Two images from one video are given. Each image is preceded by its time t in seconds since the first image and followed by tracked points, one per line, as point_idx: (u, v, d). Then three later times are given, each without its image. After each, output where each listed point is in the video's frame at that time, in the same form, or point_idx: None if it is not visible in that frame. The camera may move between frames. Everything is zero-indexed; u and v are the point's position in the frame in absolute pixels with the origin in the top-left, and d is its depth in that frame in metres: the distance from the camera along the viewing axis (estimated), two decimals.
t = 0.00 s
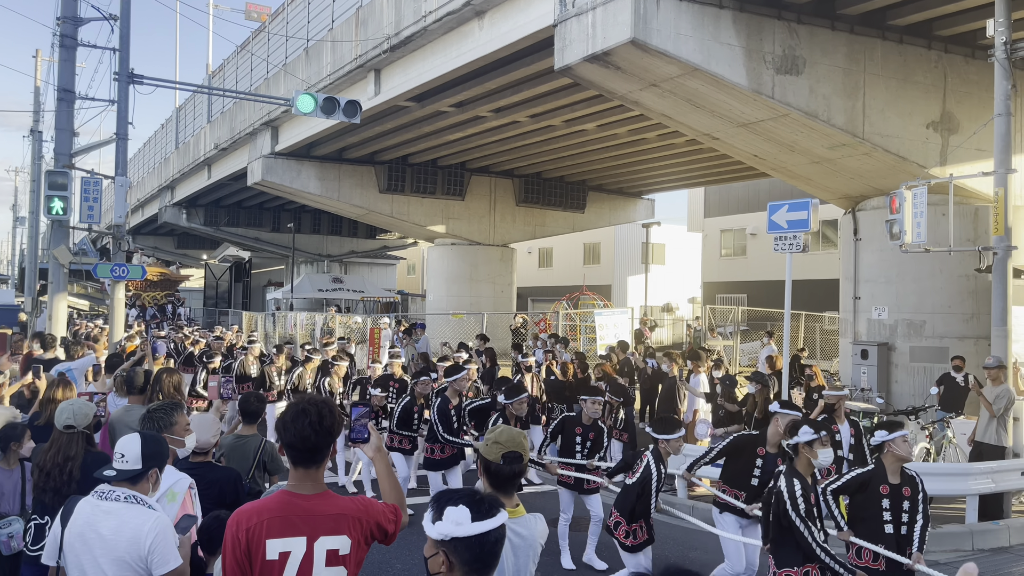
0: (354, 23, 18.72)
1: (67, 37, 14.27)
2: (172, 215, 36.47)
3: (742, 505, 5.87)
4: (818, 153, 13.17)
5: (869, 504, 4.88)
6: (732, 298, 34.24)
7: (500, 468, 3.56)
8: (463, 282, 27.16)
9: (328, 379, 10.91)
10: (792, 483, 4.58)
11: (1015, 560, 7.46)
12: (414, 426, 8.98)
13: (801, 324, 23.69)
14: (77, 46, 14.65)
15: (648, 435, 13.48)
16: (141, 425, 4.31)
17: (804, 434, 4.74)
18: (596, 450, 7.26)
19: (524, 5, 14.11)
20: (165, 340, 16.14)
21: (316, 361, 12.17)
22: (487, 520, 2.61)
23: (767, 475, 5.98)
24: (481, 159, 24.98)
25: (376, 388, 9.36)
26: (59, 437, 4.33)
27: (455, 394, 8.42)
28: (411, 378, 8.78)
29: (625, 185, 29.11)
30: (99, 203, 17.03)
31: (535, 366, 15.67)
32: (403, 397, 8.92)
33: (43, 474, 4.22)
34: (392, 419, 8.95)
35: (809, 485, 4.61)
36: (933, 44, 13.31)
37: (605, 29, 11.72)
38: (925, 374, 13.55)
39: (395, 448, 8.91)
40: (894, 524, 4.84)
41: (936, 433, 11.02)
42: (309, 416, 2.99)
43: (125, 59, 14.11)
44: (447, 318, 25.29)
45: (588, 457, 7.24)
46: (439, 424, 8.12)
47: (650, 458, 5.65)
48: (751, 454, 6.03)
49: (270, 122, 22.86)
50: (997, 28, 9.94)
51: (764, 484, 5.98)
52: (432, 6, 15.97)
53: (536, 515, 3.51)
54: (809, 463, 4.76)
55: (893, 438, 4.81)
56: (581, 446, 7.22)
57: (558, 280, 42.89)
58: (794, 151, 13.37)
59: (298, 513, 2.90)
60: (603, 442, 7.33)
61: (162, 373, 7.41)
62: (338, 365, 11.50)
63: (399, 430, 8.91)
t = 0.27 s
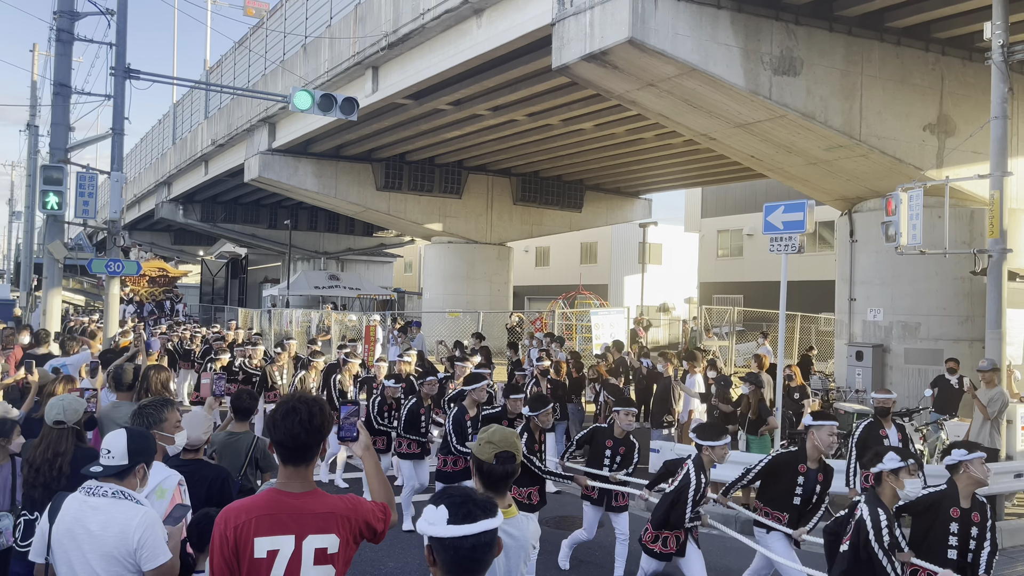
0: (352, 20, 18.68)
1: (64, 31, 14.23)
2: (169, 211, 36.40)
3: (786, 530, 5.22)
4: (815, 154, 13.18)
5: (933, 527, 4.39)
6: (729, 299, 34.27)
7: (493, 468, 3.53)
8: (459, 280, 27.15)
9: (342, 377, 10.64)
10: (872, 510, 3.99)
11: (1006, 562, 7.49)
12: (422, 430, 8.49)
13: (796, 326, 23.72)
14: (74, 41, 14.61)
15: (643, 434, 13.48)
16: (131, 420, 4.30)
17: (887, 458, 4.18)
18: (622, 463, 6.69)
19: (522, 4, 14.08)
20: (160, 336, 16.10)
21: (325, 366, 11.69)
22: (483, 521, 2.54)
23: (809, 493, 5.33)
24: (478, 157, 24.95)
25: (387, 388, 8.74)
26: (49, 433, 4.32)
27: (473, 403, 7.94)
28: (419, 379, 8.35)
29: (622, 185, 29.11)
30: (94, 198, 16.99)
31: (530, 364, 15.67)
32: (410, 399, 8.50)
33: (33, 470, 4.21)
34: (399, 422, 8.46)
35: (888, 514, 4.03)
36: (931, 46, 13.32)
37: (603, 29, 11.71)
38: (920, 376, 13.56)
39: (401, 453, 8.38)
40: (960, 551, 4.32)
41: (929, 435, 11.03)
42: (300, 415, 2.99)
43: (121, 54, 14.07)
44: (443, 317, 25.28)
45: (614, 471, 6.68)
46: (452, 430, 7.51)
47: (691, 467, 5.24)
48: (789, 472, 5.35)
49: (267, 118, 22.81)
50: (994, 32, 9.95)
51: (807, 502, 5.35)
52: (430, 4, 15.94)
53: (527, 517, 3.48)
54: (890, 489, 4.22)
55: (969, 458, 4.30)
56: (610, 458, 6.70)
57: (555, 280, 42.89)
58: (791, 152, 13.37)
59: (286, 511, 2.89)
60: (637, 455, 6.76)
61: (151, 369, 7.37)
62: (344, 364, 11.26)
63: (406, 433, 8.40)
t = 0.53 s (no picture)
0: (352, 17, 18.68)
1: (63, 25, 14.23)
2: (169, 205, 36.40)
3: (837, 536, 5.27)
4: (813, 156, 13.18)
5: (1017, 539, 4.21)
6: (727, 299, 34.26)
7: (477, 467, 3.54)
8: (458, 277, 27.16)
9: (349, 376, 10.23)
10: (959, 515, 3.99)
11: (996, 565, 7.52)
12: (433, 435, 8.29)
13: (794, 327, 23.72)
14: (73, 35, 14.61)
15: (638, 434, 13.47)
16: (119, 414, 4.33)
17: (980, 459, 4.17)
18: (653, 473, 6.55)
19: (522, 2, 14.08)
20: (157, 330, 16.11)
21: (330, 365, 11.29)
22: (466, 521, 2.55)
23: (857, 499, 5.35)
24: (478, 155, 24.95)
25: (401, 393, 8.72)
26: (36, 426, 4.34)
27: (490, 404, 7.63)
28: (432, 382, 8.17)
29: (621, 184, 29.10)
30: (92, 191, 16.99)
31: (526, 363, 15.67)
32: (421, 403, 8.25)
33: (20, 463, 4.22)
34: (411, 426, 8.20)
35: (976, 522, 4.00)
36: (930, 49, 13.31)
37: (602, 28, 11.70)
38: (916, 379, 13.58)
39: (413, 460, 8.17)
40: None
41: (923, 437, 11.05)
42: (282, 410, 3.00)
43: (120, 48, 14.06)
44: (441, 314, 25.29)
45: (644, 481, 6.55)
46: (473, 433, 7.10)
47: (739, 468, 5.10)
48: (841, 475, 5.37)
49: (267, 114, 22.80)
50: (992, 35, 9.95)
51: (855, 507, 5.37)
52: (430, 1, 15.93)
53: (512, 515, 3.50)
54: (978, 490, 4.24)
55: None
56: (640, 467, 6.57)
57: (554, 278, 42.90)
58: (789, 153, 13.37)
59: (267, 506, 2.91)
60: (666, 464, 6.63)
61: (143, 364, 7.34)
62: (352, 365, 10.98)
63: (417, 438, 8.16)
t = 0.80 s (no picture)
0: (357, 13, 18.66)
1: (68, 18, 14.25)
2: (174, 199, 36.47)
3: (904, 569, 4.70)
4: (817, 156, 13.13)
5: None
6: (731, 299, 34.20)
7: (467, 463, 3.54)
8: (461, 274, 27.15)
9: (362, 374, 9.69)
10: None
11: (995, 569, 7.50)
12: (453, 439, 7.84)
13: (797, 327, 23.66)
14: (78, 28, 14.64)
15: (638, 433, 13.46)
16: (111, 407, 4.36)
17: None
18: (691, 486, 6.09)
19: None
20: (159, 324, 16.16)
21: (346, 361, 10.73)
22: (447, 519, 2.53)
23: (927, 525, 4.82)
24: (483, 152, 24.95)
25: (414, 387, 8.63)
26: (29, 419, 4.36)
27: (516, 413, 6.83)
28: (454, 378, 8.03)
29: (626, 183, 29.06)
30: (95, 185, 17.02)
31: (527, 360, 15.66)
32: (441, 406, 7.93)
33: (12, 455, 4.23)
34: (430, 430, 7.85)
35: None
36: (936, 50, 13.25)
37: (606, 25, 11.67)
38: (918, 381, 13.53)
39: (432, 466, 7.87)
40: None
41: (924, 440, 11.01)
42: (270, 404, 2.99)
43: (125, 42, 14.08)
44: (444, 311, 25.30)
45: (683, 494, 6.09)
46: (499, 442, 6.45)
47: (797, 491, 4.45)
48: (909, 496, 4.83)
49: (272, 109, 22.81)
50: (997, 35, 9.88)
51: (923, 534, 4.83)
52: None
53: (501, 514, 3.47)
54: None
55: None
56: (679, 477, 6.10)
57: (557, 276, 42.88)
58: (793, 154, 13.33)
59: (254, 501, 2.90)
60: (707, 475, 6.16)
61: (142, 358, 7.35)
62: (363, 360, 10.68)
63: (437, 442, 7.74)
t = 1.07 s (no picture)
0: (363, 10, 18.66)
1: (73, 15, 14.29)
2: (180, 196, 36.55)
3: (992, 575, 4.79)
4: (822, 155, 13.06)
5: None
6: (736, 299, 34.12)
7: (457, 463, 3.53)
8: (466, 272, 27.14)
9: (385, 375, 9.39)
10: None
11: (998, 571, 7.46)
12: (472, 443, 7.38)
13: (802, 327, 23.59)
14: (83, 25, 14.67)
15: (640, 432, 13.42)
16: (104, 404, 4.36)
17: None
18: (739, 504, 5.56)
19: None
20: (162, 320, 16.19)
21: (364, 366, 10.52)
22: (430, 520, 2.53)
23: (1022, 532, 4.86)
24: (488, 150, 24.93)
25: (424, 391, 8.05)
26: (24, 415, 4.36)
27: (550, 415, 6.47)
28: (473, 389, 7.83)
29: (631, 181, 29.01)
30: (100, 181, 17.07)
31: (530, 358, 15.64)
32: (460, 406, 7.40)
33: (8, 451, 4.23)
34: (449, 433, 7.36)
35: None
36: (943, 48, 13.17)
37: (611, 23, 11.62)
38: (923, 381, 13.46)
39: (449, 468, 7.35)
40: None
41: (928, 442, 10.94)
42: (259, 402, 2.97)
43: (130, 39, 14.10)
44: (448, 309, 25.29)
45: (732, 512, 5.55)
46: (531, 448, 6.10)
47: (879, 503, 4.25)
48: (1001, 504, 4.88)
49: (277, 106, 22.83)
50: (1005, 34, 9.80)
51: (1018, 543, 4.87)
52: None
53: (492, 514, 3.46)
54: None
55: None
56: (726, 497, 5.54)
57: (563, 274, 42.84)
58: (798, 152, 13.26)
59: (241, 499, 2.89)
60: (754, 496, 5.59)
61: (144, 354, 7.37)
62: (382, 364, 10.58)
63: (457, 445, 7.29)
